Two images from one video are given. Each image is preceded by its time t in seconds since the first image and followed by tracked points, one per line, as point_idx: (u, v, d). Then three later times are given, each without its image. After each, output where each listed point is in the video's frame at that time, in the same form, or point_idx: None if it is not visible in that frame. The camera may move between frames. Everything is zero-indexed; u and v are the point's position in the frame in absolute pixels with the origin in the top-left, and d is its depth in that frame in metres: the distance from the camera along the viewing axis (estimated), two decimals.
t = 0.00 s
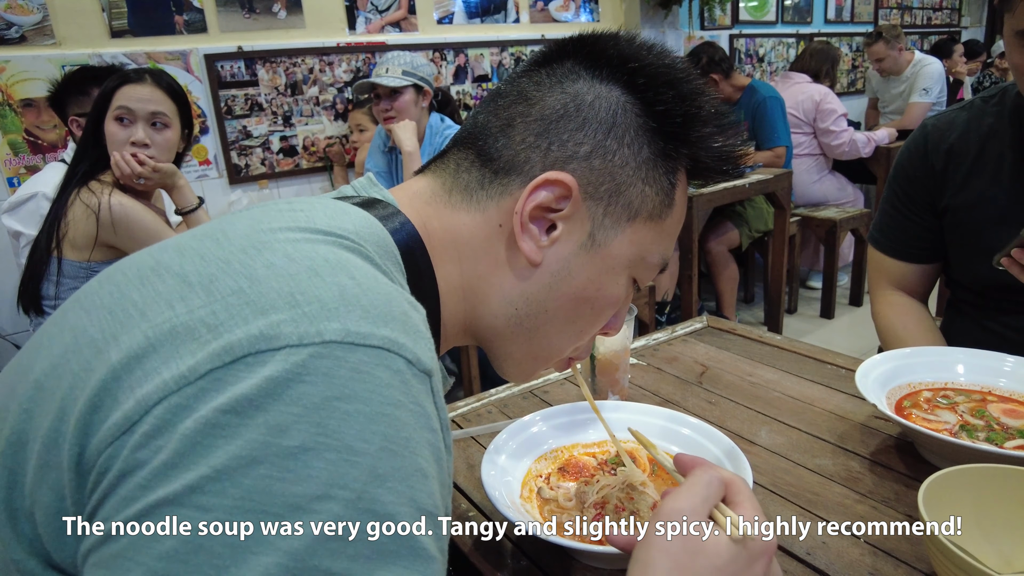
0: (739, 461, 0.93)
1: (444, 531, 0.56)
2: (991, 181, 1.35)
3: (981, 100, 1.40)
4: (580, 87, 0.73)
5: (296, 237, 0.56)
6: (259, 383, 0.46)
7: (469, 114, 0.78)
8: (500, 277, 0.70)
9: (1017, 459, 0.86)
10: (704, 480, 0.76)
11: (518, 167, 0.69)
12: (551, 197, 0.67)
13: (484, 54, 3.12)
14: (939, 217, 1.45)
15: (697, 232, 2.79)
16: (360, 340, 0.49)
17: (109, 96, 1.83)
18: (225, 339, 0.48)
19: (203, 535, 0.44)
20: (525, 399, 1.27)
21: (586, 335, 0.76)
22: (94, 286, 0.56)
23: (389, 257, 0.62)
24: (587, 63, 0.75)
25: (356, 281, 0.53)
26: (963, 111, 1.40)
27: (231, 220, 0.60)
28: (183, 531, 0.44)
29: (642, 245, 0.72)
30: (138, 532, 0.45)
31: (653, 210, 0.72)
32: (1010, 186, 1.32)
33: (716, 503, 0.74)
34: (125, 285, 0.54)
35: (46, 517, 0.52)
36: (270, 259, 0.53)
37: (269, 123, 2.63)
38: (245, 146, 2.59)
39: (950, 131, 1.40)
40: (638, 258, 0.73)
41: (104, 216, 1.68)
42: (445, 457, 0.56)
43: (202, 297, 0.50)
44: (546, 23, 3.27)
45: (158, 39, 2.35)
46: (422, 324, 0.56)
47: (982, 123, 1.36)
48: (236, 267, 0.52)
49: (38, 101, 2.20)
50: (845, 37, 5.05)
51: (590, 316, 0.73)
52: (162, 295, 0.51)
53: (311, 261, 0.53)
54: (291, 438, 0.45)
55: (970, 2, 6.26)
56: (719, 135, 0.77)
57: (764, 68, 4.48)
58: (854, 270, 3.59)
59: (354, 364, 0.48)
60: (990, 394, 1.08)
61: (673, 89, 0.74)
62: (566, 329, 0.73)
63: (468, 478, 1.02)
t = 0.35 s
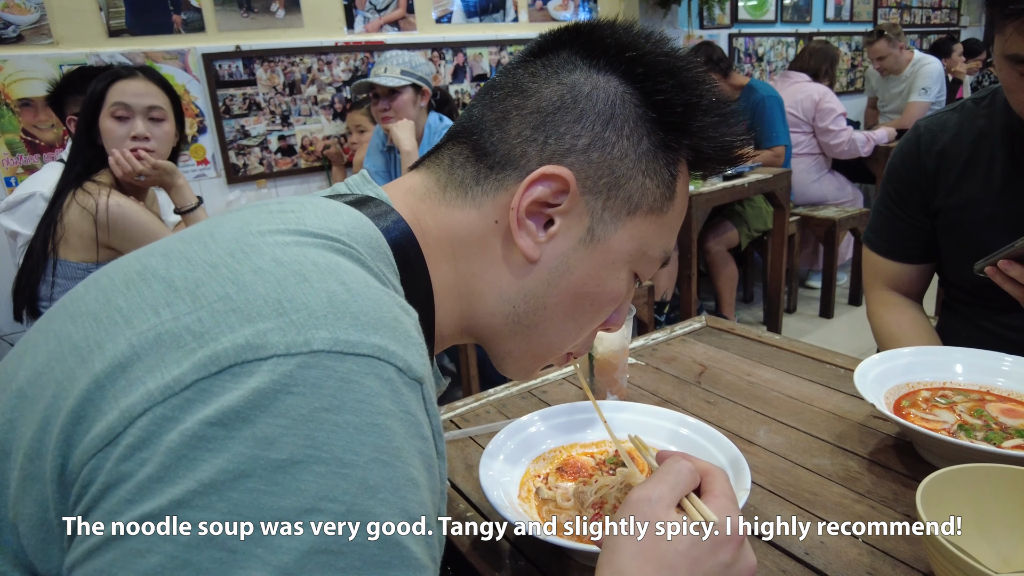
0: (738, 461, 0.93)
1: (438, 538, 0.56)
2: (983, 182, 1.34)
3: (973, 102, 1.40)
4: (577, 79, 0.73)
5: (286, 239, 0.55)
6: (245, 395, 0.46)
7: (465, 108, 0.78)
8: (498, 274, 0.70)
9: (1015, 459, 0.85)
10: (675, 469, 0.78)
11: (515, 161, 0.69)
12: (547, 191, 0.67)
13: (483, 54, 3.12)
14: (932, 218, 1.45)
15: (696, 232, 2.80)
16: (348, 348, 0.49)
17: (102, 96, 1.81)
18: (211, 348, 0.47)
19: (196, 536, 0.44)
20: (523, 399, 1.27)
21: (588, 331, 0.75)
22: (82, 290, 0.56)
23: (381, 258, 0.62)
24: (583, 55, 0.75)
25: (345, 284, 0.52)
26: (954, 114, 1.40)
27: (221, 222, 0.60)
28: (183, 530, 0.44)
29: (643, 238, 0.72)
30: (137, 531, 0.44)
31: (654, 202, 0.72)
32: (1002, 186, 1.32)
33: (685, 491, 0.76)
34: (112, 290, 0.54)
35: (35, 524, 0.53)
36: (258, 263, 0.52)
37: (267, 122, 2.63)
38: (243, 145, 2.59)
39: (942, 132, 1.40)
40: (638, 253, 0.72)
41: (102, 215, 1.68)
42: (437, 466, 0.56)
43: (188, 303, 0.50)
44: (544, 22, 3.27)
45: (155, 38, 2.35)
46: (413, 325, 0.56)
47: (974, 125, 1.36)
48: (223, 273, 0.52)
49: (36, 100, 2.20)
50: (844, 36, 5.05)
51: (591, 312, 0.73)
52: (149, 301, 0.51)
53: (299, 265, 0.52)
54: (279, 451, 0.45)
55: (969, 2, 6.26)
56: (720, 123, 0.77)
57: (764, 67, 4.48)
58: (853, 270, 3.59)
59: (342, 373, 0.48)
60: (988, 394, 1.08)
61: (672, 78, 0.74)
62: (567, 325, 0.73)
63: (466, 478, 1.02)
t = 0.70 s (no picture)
0: (735, 462, 0.93)
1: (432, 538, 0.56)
2: (978, 182, 1.35)
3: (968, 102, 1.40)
4: (577, 79, 0.73)
5: (280, 239, 0.56)
6: (237, 398, 0.46)
7: (466, 106, 0.78)
8: (495, 275, 0.70)
9: (1011, 458, 0.86)
10: (656, 455, 0.79)
11: (513, 162, 0.69)
12: (544, 193, 0.67)
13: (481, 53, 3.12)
14: (928, 217, 1.46)
15: (694, 231, 2.81)
16: (341, 350, 0.49)
17: (76, 83, 1.71)
18: (204, 350, 0.48)
19: (192, 536, 0.45)
20: (521, 399, 1.27)
21: (586, 333, 0.76)
22: (74, 291, 0.56)
23: (376, 257, 0.62)
24: (583, 55, 0.75)
25: (338, 285, 0.53)
26: (949, 114, 1.41)
27: (215, 222, 0.60)
28: (183, 531, 0.45)
29: (641, 242, 0.72)
30: (136, 532, 0.44)
31: (653, 205, 0.72)
32: (998, 186, 1.33)
33: (666, 477, 0.77)
34: (104, 292, 0.54)
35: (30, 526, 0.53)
36: (251, 264, 0.52)
37: (266, 122, 2.63)
38: (241, 145, 2.59)
39: (937, 132, 1.41)
40: (637, 256, 0.73)
41: (100, 219, 1.67)
42: (432, 467, 0.56)
43: (181, 305, 0.50)
44: (542, 22, 3.27)
45: (153, 38, 2.35)
46: (408, 326, 0.56)
47: (968, 125, 1.36)
48: (215, 274, 0.52)
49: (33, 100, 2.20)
50: (841, 36, 5.06)
51: (589, 315, 0.73)
52: (142, 302, 0.51)
53: (292, 266, 0.53)
54: (272, 454, 0.46)
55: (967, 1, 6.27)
56: (721, 128, 0.78)
57: (761, 67, 4.49)
58: (850, 270, 3.59)
59: (336, 375, 0.48)
60: (984, 393, 1.08)
61: (674, 80, 0.74)
62: (565, 328, 0.73)
63: (464, 478, 1.02)
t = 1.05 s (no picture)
0: (733, 461, 0.94)
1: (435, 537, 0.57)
2: (975, 179, 1.36)
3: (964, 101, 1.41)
4: (580, 91, 0.73)
5: (284, 241, 0.56)
6: (242, 397, 0.46)
7: (468, 114, 0.78)
8: (494, 285, 0.70)
9: (1007, 457, 0.86)
10: (653, 460, 0.80)
11: (516, 174, 0.69)
12: (546, 207, 0.68)
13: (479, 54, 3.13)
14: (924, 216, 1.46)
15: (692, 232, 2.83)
16: (347, 351, 0.49)
17: (51, 80, 1.63)
18: (209, 350, 0.48)
19: (194, 536, 0.45)
20: (519, 398, 1.27)
21: (583, 342, 0.76)
22: (78, 291, 0.57)
23: (378, 257, 0.62)
24: (586, 66, 0.76)
25: (343, 286, 0.53)
26: (946, 113, 1.42)
27: (217, 222, 0.60)
28: (183, 531, 0.45)
29: (642, 254, 0.73)
30: (137, 532, 0.45)
31: (654, 219, 0.73)
32: (992, 186, 1.34)
33: (663, 481, 0.78)
34: (107, 291, 0.54)
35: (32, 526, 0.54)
36: (255, 265, 0.53)
37: (265, 123, 2.63)
38: (240, 146, 2.59)
39: (935, 131, 1.41)
40: (636, 267, 0.73)
41: (94, 216, 1.66)
42: (435, 468, 0.57)
43: (185, 304, 0.50)
44: (540, 23, 3.27)
45: (152, 39, 2.35)
46: (412, 330, 0.57)
47: (965, 123, 1.37)
48: (220, 275, 0.52)
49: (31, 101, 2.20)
50: (839, 36, 5.07)
51: (587, 326, 0.73)
52: (144, 302, 0.51)
53: (297, 267, 0.53)
54: (276, 455, 0.46)
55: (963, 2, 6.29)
56: (722, 143, 0.78)
57: (758, 67, 4.50)
58: (848, 269, 3.60)
59: (340, 376, 0.49)
60: (981, 392, 1.09)
61: (677, 94, 0.74)
62: (563, 338, 0.74)
63: (463, 477, 1.03)
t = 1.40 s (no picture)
0: (731, 467, 0.92)
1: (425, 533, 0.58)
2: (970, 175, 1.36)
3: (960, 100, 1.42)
4: (565, 73, 0.73)
5: (267, 239, 0.56)
6: (222, 403, 0.47)
7: (454, 101, 0.79)
8: (482, 273, 0.71)
9: (1002, 455, 0.87)
10: (654, 466, 0.80)
11: (500, 158, 0.70)
12: (532, 190, 0.68)
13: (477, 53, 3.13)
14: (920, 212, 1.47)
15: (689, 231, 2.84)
16: (329, 353, 0.50)
17: (33, 77, 1.61)
18: (189, 353, 0.48)
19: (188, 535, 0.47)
20: (515, 397, 1.28)
21: (576, 330, 0.77)
22: (58, 293, 0.57)
23: (364, 254, 0.62)
24: (571, 49, 0.76)
25: (328, 286, 0.53)
26: (941, 112, 1.43)
27: (202, 220, 0.60)
28: (184, 530, 0.47)
29: (631, 237, 0.73)
30: (136, 531, 0.46)
31: (643, 202, 0.73)
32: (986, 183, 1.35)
33: (664, 488, 0.78)
34: (87, 292, 0.54)
35: (34, 522, 0.55)
36: (238, 265, 0.53)
37: (263, 123, 2.63)
38: (238, 145, 2.59)
39: (930, 129, 1.42)
40: (626, 252, 0.74)
41: (90, 220, 1.67)
42: (424, 467, 0.57)
43: (165, 306, 0.51)
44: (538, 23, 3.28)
45: (150, 38, 2.35)
46: (399, 325, 0.57)
47: (959, 121, 1.38)
48: (202, 275, 0.52)
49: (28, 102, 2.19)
50: (836, 36, 5.08)
51: (578, 312, 0.74)
52: (125, 304, 0.51)
53: (280, 267, 0.53)
54: (260, 461, 0.47)
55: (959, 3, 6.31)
56: (712, 122, 0.78)
57: (756, 67, 4.51)
58: (845, 268, 3.60)
59: (324, 379, 0.49)
60: (977, 390, 1.09)
61: (664, 73, 0.74)
62: (554, 324, 0.74)
63: (458, 476, 1.03)
